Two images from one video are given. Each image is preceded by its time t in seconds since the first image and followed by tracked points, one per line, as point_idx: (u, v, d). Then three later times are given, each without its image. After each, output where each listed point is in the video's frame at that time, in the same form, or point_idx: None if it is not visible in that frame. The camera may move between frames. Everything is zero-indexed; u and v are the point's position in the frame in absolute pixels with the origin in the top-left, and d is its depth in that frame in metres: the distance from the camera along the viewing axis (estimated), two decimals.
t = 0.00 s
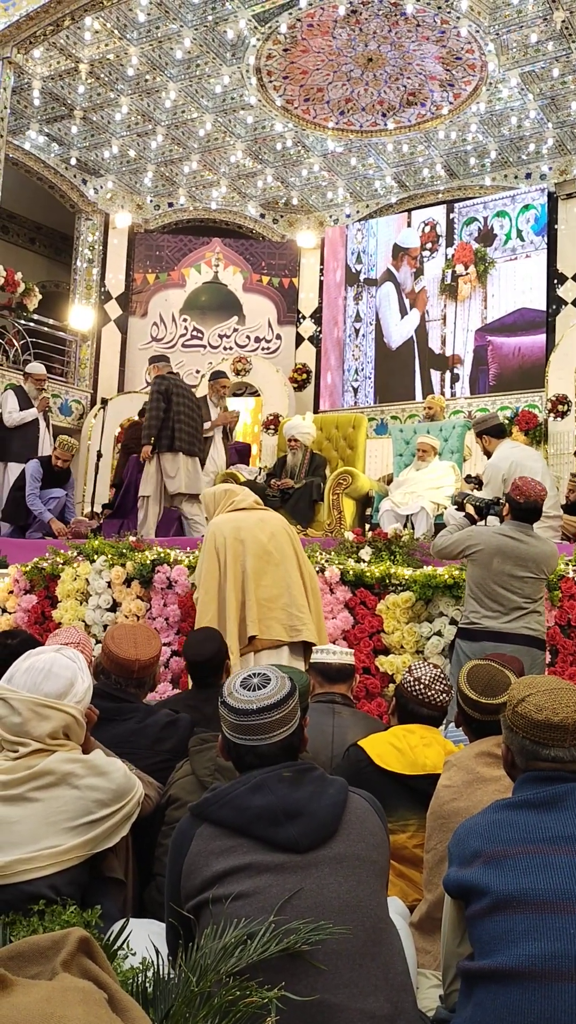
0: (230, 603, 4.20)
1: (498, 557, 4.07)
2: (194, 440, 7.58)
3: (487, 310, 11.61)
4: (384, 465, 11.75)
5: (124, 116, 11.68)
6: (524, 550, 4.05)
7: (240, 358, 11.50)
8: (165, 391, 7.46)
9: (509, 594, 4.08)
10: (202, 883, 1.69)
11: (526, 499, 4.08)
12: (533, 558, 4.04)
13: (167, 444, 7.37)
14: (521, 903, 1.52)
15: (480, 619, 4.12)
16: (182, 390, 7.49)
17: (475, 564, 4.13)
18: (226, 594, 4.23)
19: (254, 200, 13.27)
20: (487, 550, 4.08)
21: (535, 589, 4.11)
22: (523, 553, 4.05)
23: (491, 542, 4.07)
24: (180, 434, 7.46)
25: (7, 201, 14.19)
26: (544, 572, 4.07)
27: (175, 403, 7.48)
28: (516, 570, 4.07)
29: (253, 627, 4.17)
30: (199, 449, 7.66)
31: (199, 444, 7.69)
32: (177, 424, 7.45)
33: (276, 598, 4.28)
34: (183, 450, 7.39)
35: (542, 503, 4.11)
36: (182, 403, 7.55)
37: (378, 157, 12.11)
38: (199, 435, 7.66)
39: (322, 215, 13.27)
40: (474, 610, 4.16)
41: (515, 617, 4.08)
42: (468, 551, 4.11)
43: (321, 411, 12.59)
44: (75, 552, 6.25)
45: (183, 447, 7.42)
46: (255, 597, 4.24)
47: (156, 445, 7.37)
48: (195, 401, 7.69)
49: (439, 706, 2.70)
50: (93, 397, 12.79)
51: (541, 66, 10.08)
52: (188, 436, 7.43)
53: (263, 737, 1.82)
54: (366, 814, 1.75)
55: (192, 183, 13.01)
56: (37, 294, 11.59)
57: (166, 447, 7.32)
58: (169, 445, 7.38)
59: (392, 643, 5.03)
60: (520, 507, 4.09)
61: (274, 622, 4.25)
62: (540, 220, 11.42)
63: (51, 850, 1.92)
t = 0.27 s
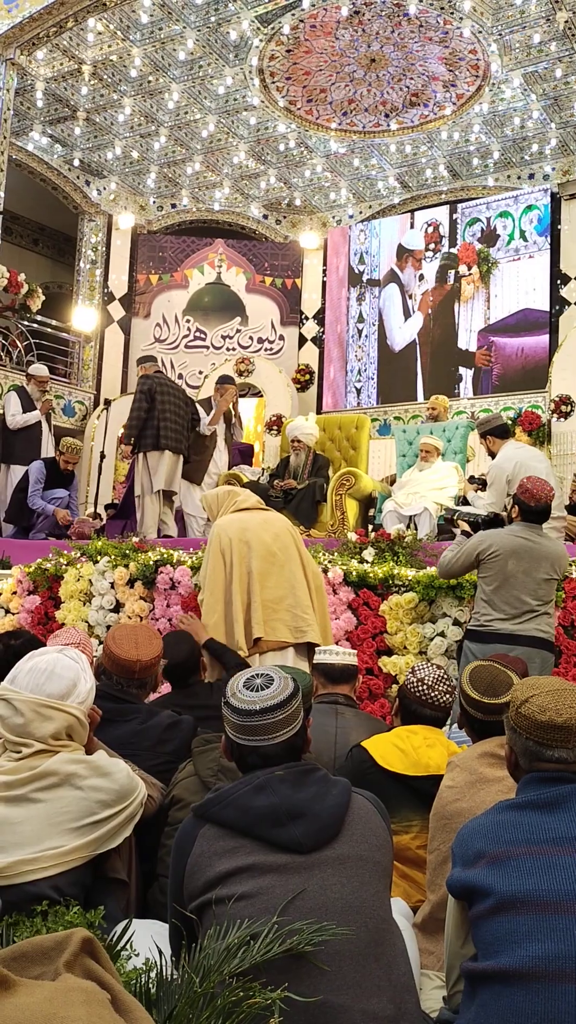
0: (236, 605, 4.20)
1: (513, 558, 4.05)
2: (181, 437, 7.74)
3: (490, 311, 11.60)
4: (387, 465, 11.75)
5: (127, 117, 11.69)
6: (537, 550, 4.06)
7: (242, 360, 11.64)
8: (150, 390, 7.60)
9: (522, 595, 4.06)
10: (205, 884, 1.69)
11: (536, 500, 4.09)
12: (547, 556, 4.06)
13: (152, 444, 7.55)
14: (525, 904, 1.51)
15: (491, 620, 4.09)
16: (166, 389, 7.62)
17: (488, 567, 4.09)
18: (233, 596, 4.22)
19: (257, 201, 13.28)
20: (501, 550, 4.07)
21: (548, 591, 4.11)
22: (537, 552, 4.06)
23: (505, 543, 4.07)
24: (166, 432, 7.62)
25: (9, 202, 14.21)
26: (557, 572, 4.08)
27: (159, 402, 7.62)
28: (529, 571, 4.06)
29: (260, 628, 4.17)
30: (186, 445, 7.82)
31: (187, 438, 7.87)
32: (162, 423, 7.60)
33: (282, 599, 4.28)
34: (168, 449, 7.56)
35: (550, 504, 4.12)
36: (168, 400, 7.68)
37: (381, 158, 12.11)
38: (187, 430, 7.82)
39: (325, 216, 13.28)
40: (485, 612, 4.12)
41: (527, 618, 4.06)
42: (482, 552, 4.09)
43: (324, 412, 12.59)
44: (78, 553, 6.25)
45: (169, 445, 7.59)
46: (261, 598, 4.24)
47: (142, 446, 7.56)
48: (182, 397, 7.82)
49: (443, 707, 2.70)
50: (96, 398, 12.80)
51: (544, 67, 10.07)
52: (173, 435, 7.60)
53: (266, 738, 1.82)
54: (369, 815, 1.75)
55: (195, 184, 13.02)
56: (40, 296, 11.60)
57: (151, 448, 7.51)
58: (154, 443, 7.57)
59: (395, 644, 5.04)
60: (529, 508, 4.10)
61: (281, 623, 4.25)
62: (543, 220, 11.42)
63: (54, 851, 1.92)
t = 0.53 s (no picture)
0: (250, 605, 4.18)
1: (524, 558, 4.03)
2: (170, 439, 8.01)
3: (493, 311, 11.60)
4: (389, 466, 11.75)
5: (129, 118, 11.70)
6: (546, 549, 4.06)
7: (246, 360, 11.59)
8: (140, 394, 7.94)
9: (533, 594, 4.04)
10: (208, 884, 1.68)
11: (536, 500, 4.09)
12: (556, 556, 4.06)
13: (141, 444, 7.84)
14: (527, 904, 1.51)
15: (501, 620, 4.05)
16: (156, 392, 7.94)
17: (498, 567, 4.06)
18: (248, 598, 4.18)
19: (259, 202, 13.28)
20: (513, 550, 4.04)
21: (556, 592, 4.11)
22: (546, 552, 4.06)
23: (515, 542, 4.05)
24: (156, 433, 7.92)
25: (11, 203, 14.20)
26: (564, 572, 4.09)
27: (149, 404, 7.95)
28: (539, 570, 4.06)
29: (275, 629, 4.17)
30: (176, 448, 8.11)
31: (176, 441, 8.15)
32: (152, 425, 7.90)
33: (292, 600, 4.29)
34: (157, 450, 7.85)
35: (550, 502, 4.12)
36: (158, 403, 8.01)
37: (383, 158, 12.11)
38: (176, 432, 8.11)
39: (327, 217, 13.29)
40: (495, 612, 4.07)
41: (538, 617, 4.04)
42: (495, 551, 4.04)
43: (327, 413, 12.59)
44: (81, 554, 6.25)
45: (158, 446, 7.88)
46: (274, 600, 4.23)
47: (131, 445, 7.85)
48: (172, 400, 8.14)
49: (445, 708, 2.70)
50: (98, 399, 12.79)
51: (547, 67, 10.07)
52: (162, 436, 7.90)
53: (268, 738, 1.82)
54: (372, 815, 1.75)
55: (197, 185, 13.02)
56: (43, 296, 11.59)
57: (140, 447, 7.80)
58: (144, 444, 7.89)
59: (397, 644, 5.04)
60: (530, 507, 4.09)
61: (292, 624, 4.26)
62: (545, 220, 11.42)
63: (56, 851, 1.92)
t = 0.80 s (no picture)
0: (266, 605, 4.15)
1: (517, 558, 4.04)
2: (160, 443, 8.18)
3: (494, 311, 11.60)
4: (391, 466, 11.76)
5: (131, 118, 11.70)
6: (539, 549, 4.07)
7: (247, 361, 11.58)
8: (130, 398, 8.09)
9: (528, 594, 4.04)
10: (209, 884, 1.68)
11: (523, 499, 4.09)
12: (547, 554, 4.08)
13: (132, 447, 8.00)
14: (529, 904, 1.51)
15: (496, 620, 4.04)
16: (146, 396, 8.11)
17: (493, 567, 4.04)
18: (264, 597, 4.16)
19: (261, 202, 13.28)
20: (509, 549, 4.03)
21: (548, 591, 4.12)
22: (538, 550, 4.07)
23: (508, 542, 4.04)
24: (146, 436, 8.08)
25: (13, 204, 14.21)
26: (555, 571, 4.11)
27: (139, 408, 8.10)
28: (533, 570, 4.06)
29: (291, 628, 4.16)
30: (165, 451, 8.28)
31: (163, 445, 8.31)
32: (142, 429, 8.07)
33: (300, 602, 4.29)
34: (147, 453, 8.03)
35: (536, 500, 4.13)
36: (147, 407, 8.18)
37: (385, 158, 12.11)
38: (164, 437, 8.28)
39: (329, 217, 13.29)
40: (489, 612, 4.06)
41: (532, 617, 4.05)
42: (490, 551, 4.03)
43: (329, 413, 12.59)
44: (83, 554, 6.25)
45: (149, 449, 8.05)
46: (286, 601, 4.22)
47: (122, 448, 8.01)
48: (159, 405, 8.32)
49: (446, 708, 2.70)
50: (99, 399, 12.79)
51: (548, 67, 10.07)
52: (153, 439, 8.06)
53: (270, 739, 1.82)
54: (373, 815, 1.75)
55: (199, 185, 13.02)
56: (44, 297, 11.60)
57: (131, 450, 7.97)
58: (135, 447, 8.02)
59: (399, 644, 5.03)
60: (517, 506, 4.09)
61: (303, 624, 4.26)
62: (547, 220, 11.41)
63: (58, 851, 1.92)
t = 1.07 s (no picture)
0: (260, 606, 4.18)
1: (505, 557, 4.04)
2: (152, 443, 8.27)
3: (495, 311, 11.59)
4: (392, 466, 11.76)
5: (131, 118, 11.71)
6: (526, 548, 4.08)
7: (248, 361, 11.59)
8: (125, 398, 8.20)
9: (516, 594, 4.04)
10: (211, 884, 1.68)
11: (507, 497, 4.09)
12: (535, 553, 4.09)
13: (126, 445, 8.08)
14: (530, 904, 1.51)
15: (486, 620, 4.03)
16: (141, 397, 8.24)
17: (482, 567, 4.04)
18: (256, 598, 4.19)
19: (262, 202, 13.28)
20: (497, 549, 4.03)
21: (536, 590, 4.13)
22: (525, 549, 4.08)
23: (495, 541, 4.05)
24: (140, 436, 8.17)
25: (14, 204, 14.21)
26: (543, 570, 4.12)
27: (133, 408, 8.21)
28: (520, 569, 4.07)
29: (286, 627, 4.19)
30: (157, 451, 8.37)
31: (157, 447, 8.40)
32: (136, 428, 8.16)
33: (296, 602, 4.32)
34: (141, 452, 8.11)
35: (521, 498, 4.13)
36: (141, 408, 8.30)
37: (386, 158, 12.11)
38: (158, 438, 8.38)
39: (330, 216, 13.28)
40: (478, 612, 4.06)
41: (520, 616, 4.06)
42: (479, 551, 4.02)
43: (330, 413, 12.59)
44: (84, 554, 6.25)
45: (142, 448, 8.14)
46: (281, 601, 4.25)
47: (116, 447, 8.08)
48: (154, 407, 8.44)
49: (448, 708, 2.70)
50: (101, 399, 12.80)
51: (549, 67, 10.06)
52: (147, 440, 8.16)
53: (271, 739, 1.82)
54: (375, 815, 1.75)
55: (200, 185, 13.02)
56: (45, 297, 11.60)
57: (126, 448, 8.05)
58: (129, 446, 8.11)
59: (400, 644, 5.03)
60: (502, 505, 4.09)
61: (299, 624, 4.28)
62: (548, 220, 11.40)
63: (60, 850, 1.92)
